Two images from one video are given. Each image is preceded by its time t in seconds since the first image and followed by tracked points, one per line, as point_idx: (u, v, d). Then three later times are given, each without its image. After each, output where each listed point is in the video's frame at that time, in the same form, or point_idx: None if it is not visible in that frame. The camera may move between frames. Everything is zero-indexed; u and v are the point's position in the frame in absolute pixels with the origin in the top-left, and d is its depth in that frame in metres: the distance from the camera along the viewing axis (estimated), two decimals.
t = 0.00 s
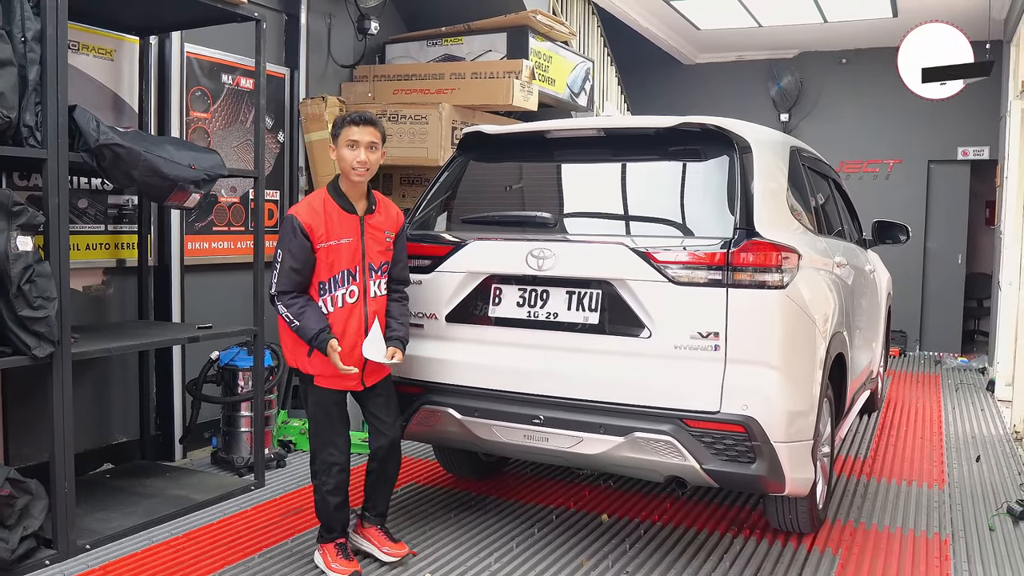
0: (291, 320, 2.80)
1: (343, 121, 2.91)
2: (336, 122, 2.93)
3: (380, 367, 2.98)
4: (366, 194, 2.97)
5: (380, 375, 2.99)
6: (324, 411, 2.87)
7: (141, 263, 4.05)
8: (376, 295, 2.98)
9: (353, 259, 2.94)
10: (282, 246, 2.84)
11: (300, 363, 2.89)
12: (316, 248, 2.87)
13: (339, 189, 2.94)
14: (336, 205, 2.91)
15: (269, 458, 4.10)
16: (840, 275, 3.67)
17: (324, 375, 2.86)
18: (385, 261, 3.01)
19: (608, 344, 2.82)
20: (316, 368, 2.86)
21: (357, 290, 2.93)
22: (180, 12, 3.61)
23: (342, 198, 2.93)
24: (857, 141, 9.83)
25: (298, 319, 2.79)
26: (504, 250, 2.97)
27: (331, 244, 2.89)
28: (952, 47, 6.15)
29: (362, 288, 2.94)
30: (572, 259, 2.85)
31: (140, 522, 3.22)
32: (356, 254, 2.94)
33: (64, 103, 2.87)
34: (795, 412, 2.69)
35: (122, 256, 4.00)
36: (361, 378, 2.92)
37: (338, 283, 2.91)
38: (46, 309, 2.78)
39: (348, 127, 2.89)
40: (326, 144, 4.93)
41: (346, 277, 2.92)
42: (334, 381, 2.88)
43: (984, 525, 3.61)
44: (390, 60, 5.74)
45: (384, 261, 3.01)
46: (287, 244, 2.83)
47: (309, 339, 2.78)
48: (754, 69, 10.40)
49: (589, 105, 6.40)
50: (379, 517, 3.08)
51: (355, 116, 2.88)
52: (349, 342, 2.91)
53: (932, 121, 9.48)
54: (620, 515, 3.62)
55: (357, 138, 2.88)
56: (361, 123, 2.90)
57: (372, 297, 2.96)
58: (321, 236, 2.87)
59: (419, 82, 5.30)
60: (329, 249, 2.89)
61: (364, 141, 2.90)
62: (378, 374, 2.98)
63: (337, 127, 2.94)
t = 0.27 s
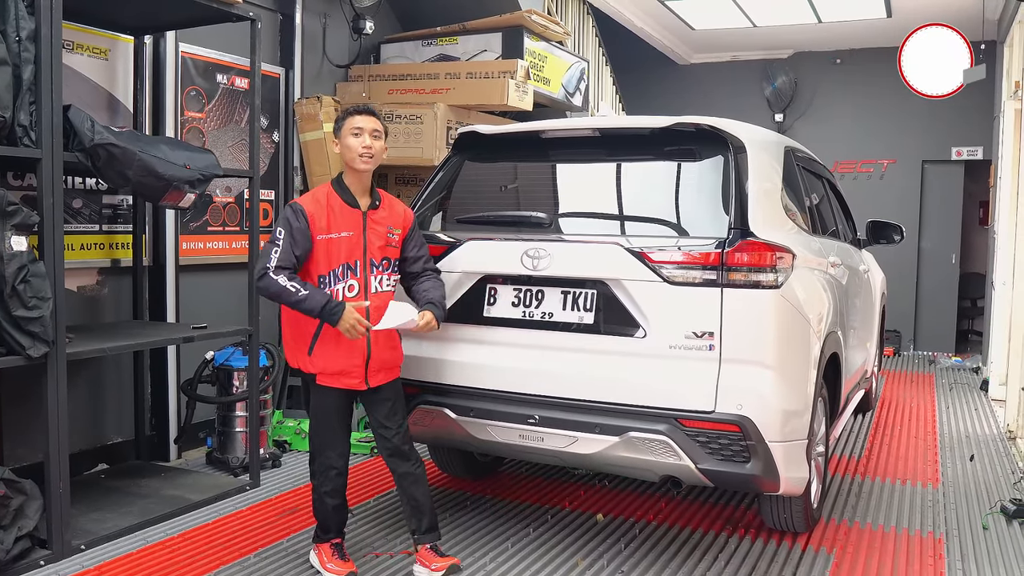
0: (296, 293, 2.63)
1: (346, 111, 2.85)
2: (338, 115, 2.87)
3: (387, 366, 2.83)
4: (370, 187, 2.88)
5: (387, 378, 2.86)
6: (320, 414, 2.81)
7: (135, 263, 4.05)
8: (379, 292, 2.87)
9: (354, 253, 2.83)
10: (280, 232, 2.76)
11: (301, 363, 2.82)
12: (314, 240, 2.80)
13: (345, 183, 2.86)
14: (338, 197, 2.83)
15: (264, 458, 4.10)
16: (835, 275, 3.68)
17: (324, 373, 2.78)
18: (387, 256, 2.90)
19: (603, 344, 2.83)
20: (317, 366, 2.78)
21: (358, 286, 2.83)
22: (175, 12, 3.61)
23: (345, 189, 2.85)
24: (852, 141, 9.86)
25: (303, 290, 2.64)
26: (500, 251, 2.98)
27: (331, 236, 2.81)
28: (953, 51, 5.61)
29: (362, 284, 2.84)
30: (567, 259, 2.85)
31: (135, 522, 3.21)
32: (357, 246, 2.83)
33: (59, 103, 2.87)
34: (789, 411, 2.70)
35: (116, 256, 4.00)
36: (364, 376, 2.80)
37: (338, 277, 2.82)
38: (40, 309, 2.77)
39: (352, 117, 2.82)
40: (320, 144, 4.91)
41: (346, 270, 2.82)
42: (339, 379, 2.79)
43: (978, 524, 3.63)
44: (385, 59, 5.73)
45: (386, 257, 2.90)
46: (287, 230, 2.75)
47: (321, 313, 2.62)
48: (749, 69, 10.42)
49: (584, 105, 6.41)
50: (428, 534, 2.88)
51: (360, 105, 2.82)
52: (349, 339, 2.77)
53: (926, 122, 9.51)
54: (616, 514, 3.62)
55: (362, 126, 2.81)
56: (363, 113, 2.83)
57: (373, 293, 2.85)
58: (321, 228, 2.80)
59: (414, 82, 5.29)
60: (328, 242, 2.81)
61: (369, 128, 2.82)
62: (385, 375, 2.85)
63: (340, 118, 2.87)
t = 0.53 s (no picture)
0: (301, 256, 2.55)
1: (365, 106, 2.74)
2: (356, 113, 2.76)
3: (405, 366, 2.72)
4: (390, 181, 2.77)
5: (407, 379, 2.74)
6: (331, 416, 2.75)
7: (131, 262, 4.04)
8: (399, 289, 2.73)
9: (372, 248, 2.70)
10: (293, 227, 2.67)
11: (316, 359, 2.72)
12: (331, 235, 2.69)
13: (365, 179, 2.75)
14: (355, 192, 2.73)
15: (261, 458, 4.09)
16: (830, 274, 3.69)
17: (340, 370, 2.68)
18: (406, 253, 2.75)
19: (599, 343, 2.83)
20: (332, 363, 2.68)
21: (376, 281, 2.69)
22: (170, 11, 3.60)
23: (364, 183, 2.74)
24: (848, 140, 9.87)
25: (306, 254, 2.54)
26: (496, 250, 2.99)
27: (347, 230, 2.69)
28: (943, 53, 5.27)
29: (380, 279, 2.70)
30: (564, 258, 2.86)
31: (130, 522, 3.21)
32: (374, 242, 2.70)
33: (54, 102, 2.86)
34: (786, 410, 2.70)
35: (112, 256, 3.99)
36: (381, 375, 2.69)
37: (353, 272, 2.67)
38: (36, 309, 2.76)
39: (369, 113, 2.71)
40: (316, 144, 4.94)
41: (363, 265, 2.68)
42: (354, 376, 2.68)
43: (973, 522, 3.64)
44: (381, 58, 5.73)
45: (405, 254, 2.75)
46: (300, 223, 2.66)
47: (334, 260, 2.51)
48: (745, 68, 10.44)
49: (579, 104, 6.41)
50: (427, 545, 2.76)
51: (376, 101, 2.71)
52: (366, 335, 2.67)
53: (922, 121, 9.53)
54: (613, 513, 3.62)
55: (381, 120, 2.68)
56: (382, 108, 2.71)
57: (391, 290, 2.71)
58: (336, 222, 2.69)
59: (410, 81, 5.30)
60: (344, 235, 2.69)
61: (386, 123, 2.69)
62: (405, 376, 2.73)
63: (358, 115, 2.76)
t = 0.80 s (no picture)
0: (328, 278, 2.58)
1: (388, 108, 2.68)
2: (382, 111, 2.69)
3: (426, 371, 2.68)
4: (414, 183, 2.74)
5: (427, 384, 2.70)
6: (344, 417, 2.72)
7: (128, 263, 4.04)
8: (422, 291, 2.70)
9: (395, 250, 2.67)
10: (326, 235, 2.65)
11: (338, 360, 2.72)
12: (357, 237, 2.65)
13: (389, 181, 2.72)
14: (380, 194, 2.70)
15: (258, 459, 4.09)
16: (827, 274, 3.69)
17: (360, 373, 2.66)
18: (430, 255, 2.73)
19: (596, 343, 2.83)
20: (352, 366, 2.67)
21: (399, 283, 2.66)
22: (167, 11, 3.60)
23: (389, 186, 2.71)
24: (845, 140, 9.88)
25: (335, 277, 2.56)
26: (494, 251, 3.00)
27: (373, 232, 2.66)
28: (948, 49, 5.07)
29: (403, 282, 2.67)
30: (561, 258, 2.86)
31: (127, 523, 3.20)
32: (399, 244, 2.68)
33: (50, 103, 2.86)
34: (782, 410, 2.70)
35: (108, 256, 3.98)
36: (401, 379, 2.65)
37: (376, 273, 2.64)
38: (32, 309, 2.76)
39: (393, 114, 2.65)
40: (313, 144, 4.95)
41: (386, 267, 2.65)
42: (374, 380, 2.65)
43: (970, 522, 3.65)
44: (378, 59, 5.73)
45: (428, 256, 2.73)
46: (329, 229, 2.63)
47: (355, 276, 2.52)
48: (742, 69, 10.45)
49: (576, 105, 6.41)
50: (428, 549, 2.73)
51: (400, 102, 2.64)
52: (387, 338, 2.64)
53: (918, 122, 9.55)
54: (610, 514, 3.62)
55: (403, 123, 2.63)
56: (406, 110, 2.65)
57: (413, 292, 2.67)
58: (362, 224, 2.64)
59: (407, 81, 5.30)
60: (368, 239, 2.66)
61: (410, 127, 2.64)
62: (425, 381, 2.69)
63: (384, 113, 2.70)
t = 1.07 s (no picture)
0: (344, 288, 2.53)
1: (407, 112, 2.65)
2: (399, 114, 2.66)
3: (441, 378, 2.67)
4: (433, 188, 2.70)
5: (442, 391, 2.69)
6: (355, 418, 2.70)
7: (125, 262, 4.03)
8: (438, 298, 2.67)
9: (413, 257, 2.64)
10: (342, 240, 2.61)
11: (352, 362, 2.70)
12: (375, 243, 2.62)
13: (407, 185, 2.68)
14: (398, 198, 2.66)
15: (255, 458, 4.09)
16: (825, 273, 3.69)
17: (375, 379, 2.65)
18: (448, 261, 2.69)
19: (594, 343, 2.83)
20: (367, 371, 2.65)
21: (416, 290, 2.64)
22: (164, 10, 3.59)
23: (407, 192, 2.67)
24: (842, 140, 9.89)
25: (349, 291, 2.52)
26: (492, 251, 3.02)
27: (391, 239, 2.63)
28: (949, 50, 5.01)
29: (420, 289, 2.64)
30: (558, 258, 2.86)
31: (124, 523, 3.20)
32: (417, 250, 2.64)
33: (47, 102, 2.86)
34: (780, 410, 2.70)
35: (106, 256, 3.98)
36: (415, 387, 2.64)
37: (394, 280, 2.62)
38: (29, 309, 2.76)
39: (410, 119, 2.62)
40: (311, 143, 4.95)
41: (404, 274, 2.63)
42: (388, 387, 2.64)
43: (967, 522, 3.65)
44: (376, 58, 5.72)
45: (447, 262, 2.69)
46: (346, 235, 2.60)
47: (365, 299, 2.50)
48: (740, 68, 10.46)
49: (574, 104, 6.40)
50: (428, 550, 2.73)
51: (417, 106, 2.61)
52: (402, 345, 2.62)
53: (916, 121, 9.55)
54: (609, 514, 3.62)
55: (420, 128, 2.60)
56: (423, 114, 2.61)
57: (430, 299, 2.65)
58: (380, 230, 2.61)
59: (405, 80, 5.31)
60: (386, 245, 2.62)
61: (427, 131, 2.60)
62: (440, 388, 2.68)
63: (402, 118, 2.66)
